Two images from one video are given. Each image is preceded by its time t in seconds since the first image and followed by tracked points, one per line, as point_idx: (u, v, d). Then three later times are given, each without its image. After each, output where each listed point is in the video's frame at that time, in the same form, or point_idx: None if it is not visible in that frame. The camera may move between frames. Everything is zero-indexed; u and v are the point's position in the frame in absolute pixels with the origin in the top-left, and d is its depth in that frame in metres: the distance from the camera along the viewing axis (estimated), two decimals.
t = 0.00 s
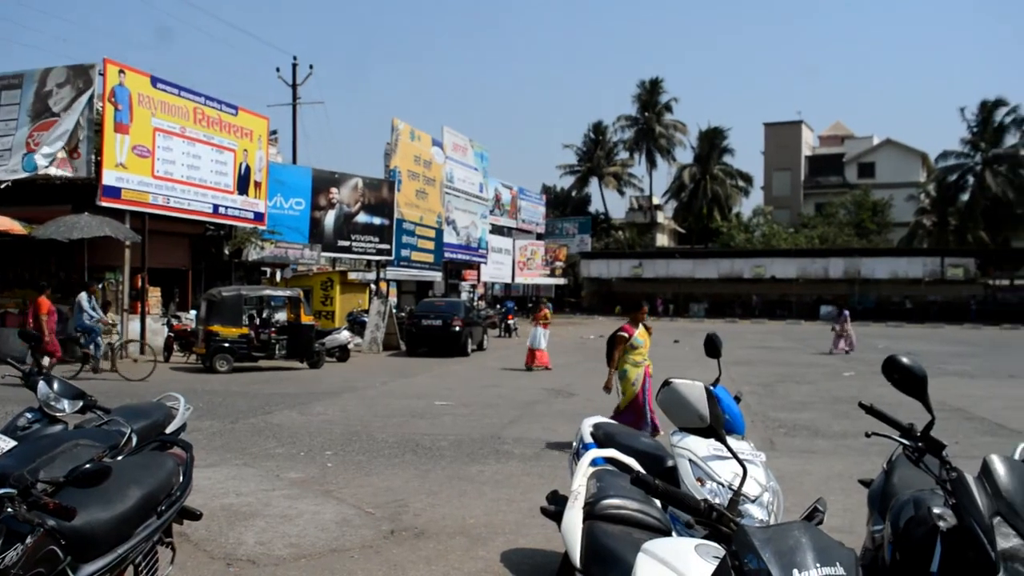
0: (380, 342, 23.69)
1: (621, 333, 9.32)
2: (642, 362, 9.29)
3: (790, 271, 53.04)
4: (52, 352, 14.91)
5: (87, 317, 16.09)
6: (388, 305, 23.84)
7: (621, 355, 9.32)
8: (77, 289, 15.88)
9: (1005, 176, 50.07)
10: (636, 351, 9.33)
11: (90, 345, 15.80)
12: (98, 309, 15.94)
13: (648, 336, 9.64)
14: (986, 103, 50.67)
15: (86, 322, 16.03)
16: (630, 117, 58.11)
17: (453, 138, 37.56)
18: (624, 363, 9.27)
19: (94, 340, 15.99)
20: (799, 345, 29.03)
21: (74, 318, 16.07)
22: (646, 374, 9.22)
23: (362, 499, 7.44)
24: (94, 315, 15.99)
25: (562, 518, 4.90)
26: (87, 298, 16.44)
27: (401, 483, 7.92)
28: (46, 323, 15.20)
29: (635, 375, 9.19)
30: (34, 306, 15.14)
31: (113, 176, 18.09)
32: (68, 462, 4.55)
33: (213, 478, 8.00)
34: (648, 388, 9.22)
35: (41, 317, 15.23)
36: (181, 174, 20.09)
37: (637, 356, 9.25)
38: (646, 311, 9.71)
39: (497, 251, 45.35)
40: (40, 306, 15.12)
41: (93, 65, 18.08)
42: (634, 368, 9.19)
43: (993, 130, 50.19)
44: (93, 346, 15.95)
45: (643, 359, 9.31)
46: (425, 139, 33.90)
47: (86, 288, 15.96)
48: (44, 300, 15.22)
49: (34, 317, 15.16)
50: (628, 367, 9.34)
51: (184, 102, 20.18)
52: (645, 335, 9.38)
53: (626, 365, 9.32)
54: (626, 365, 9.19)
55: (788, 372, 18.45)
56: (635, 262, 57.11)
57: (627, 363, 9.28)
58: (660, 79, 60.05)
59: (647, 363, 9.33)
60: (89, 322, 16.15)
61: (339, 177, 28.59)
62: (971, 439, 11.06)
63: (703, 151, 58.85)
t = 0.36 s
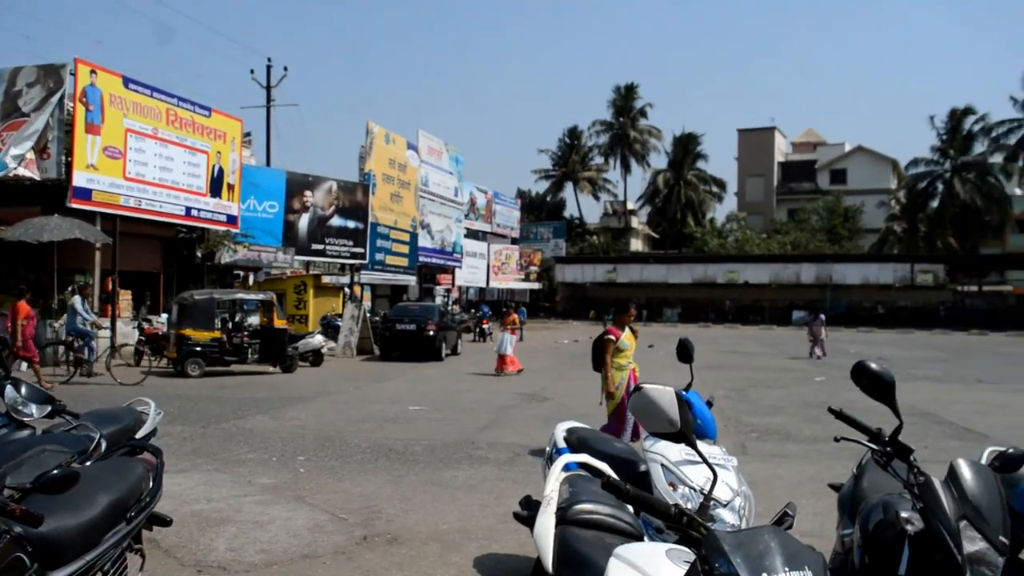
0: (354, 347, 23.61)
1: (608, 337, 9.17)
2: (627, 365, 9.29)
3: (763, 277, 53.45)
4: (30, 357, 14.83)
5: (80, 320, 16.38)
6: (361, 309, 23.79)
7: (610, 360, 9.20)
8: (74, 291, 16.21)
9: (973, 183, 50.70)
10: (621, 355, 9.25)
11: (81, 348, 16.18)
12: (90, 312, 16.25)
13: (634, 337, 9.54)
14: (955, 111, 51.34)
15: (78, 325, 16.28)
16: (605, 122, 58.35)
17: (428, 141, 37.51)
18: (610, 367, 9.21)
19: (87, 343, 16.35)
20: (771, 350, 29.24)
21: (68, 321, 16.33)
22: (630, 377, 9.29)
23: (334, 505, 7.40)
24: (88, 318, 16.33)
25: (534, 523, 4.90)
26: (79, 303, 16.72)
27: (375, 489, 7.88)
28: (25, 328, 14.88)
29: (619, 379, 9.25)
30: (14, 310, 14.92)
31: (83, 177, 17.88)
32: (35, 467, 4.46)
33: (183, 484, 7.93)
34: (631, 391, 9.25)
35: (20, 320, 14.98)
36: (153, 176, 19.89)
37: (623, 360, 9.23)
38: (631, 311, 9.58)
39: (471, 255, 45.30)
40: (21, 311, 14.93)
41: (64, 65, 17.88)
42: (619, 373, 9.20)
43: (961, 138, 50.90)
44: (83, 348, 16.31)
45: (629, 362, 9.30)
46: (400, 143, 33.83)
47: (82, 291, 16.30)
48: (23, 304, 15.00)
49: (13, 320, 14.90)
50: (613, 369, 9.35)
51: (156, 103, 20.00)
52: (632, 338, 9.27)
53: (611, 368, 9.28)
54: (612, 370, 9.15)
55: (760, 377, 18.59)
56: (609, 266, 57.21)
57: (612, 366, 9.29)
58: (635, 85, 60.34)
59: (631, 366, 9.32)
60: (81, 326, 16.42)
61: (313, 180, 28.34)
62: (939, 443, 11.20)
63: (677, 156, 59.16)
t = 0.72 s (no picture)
0: (337, 349, 23.52)
1: (603, 339, 9.09)
2: (618, 368, 9.30)
3: (746, 279, 53.72)
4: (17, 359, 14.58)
5: (77, 322, 16.20)
6: (345, 311, 23.69)
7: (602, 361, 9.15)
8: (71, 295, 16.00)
9: (954, 187, 51.12)
10: (613, 356, 9.25)
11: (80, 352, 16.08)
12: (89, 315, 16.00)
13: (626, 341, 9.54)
14: (936, 116, 51.78)
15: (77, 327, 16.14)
16: (589, 125, 58.51)
17: (412, 143, 37.47)
18: (602, 369, 9.19)
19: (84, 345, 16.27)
20: (755, 353, 29.37)
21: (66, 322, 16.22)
22: (621, 379, 9.33)
23: (316, 508, 7.37)
24: (86, 320, 16.15)
25: (517, 525, 4.89)
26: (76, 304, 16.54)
27: (357, 492, 7.86)
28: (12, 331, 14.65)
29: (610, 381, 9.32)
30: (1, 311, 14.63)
31: (65, 178, 17.73)
32: (12, 470, 4.43)
33: (165, 486, 7.87)
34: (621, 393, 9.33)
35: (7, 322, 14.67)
36: (135, 176, 19.76)
37: (614, 362, 9.22)
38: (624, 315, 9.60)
39: (456, 257, 45.26)
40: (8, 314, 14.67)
41: (46, 65, 17.74)
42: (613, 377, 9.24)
43: (943, 142, 51.37)
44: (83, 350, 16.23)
45: (621, 364, 9.31)
46: (384, 144, 33.77)
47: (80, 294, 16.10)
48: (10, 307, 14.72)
49: None
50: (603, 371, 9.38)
51: (138, 103, 19.89)
52: (623, 340, 9.29)
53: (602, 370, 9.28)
54: (604, 372, 9.12)
55: (743, 379, 18.69)
56: (592, 269, 57.43)
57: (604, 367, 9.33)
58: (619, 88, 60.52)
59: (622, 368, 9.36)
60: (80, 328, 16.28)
61: (296, 182, 28.17)
62: (920, 445, 11.29)
63: (661, 159, 59.40)
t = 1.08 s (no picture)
0: (310, 352, 23.40)
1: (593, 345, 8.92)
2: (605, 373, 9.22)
3: (719, 283, 54.13)
4: None
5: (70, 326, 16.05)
6: (318, 315, 23.57)
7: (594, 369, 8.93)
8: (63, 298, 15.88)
9: (923, 193, 51.75)
10: (601, 363, 9.13)
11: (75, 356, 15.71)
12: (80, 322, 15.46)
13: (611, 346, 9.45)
14: (906, 122, 52.46)
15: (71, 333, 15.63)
16: (564, 129, 58.68)
17: (387, 146, 37.36)
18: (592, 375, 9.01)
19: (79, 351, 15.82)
20: (727, 357, 29.57)
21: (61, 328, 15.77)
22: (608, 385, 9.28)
23: (289, 513, 7.32)
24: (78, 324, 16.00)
25: (490, 529, 4.88)
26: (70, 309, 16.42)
27: (330, 496, 7.82)
28: None
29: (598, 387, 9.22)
30: None
31: (34, 180, 17.51)
32: None
33: (135, 492, 7.77)
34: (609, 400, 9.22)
35: None
36: (105, 178, 19.55)
37: (603, 369, 9.08)
38: (608, 320, 9.47)
39: (430, 261, 45.17)
40: None
41: (15, 65, 17.50)
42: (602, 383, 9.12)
43: (912, 148, 52.09)
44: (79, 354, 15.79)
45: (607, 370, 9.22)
46: (358, 147, 33.62)
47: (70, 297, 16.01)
48: None
49: None
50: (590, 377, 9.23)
51: (110, 104, 19.68)
52: (610, 347, 9.19)
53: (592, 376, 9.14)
54: (595, 379, 8.93)
55: (716, 382, 18.81)
56: (567, 272, 57.62)
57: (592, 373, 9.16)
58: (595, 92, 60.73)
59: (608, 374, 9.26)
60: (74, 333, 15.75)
61: (270, 185, 27.99)
62: (890, 447, 11.42)
63: (635, 163, 59.70)
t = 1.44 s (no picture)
0: (282, 354, 23.28)
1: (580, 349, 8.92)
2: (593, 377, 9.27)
3: (691, 284, 54.44)
4: None
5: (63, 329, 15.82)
6: (290, 316, 23.43)
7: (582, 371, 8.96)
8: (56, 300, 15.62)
9: (893, 196, 52.36)
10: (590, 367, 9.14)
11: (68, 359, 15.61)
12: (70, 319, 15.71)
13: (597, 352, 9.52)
14: (875, 126, 53.15)
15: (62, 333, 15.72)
16: (537, 131, 58.74)
17: (360, 147, 37.22)
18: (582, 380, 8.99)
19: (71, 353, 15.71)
20: (700, 358, 29.77)
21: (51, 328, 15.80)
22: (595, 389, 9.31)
23: (259, 515, 7.27)
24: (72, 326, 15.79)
25: (461, 530, 4.87)
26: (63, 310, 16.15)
27: (301, 498, 7.77)
28: None
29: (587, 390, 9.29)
30: None
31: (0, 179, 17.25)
32: None
33: (103, 495, 7.67)
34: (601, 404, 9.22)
35: None
36: (74, 178, 19.30)
37: (592, 372, 9.12)
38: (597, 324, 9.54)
39: (403, 262, 45.02)
40: None
41: None
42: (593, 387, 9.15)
43: (882, 152, 52.69)
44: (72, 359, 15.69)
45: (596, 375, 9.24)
46: (332, 148, 33.45)
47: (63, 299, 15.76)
48: None
49: None
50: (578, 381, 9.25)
51: (79, 103, 19.45)
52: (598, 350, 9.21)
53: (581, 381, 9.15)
54: (585, 383, 8.89)
55: (688, 383, 18.93)
56: (540, 274, 57.70)
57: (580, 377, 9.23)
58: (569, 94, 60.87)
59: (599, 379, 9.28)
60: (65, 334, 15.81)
61: (242, 185, 27.81)
62: (859, 447, 11.54)
63: (609, 165, 59.90)
